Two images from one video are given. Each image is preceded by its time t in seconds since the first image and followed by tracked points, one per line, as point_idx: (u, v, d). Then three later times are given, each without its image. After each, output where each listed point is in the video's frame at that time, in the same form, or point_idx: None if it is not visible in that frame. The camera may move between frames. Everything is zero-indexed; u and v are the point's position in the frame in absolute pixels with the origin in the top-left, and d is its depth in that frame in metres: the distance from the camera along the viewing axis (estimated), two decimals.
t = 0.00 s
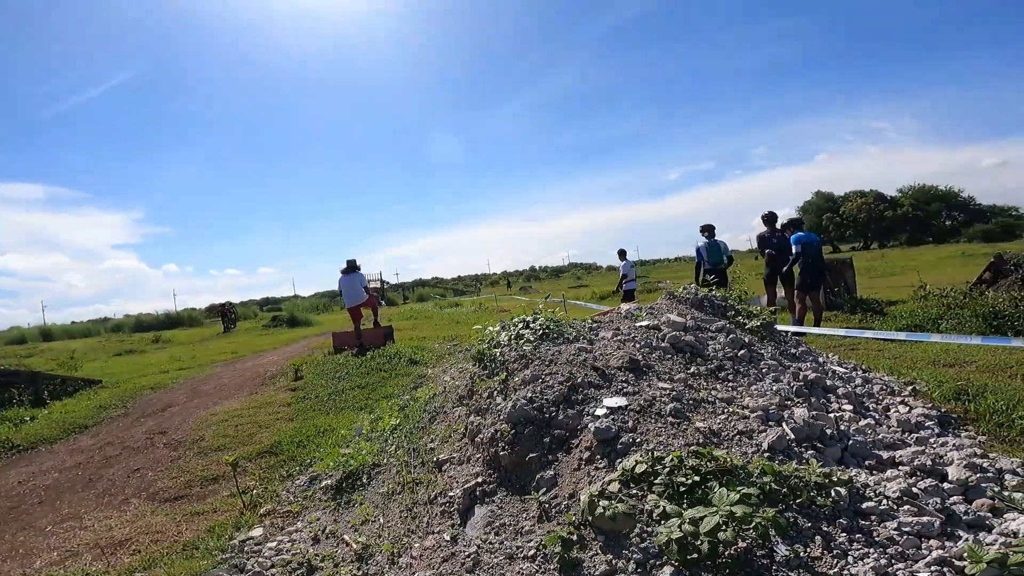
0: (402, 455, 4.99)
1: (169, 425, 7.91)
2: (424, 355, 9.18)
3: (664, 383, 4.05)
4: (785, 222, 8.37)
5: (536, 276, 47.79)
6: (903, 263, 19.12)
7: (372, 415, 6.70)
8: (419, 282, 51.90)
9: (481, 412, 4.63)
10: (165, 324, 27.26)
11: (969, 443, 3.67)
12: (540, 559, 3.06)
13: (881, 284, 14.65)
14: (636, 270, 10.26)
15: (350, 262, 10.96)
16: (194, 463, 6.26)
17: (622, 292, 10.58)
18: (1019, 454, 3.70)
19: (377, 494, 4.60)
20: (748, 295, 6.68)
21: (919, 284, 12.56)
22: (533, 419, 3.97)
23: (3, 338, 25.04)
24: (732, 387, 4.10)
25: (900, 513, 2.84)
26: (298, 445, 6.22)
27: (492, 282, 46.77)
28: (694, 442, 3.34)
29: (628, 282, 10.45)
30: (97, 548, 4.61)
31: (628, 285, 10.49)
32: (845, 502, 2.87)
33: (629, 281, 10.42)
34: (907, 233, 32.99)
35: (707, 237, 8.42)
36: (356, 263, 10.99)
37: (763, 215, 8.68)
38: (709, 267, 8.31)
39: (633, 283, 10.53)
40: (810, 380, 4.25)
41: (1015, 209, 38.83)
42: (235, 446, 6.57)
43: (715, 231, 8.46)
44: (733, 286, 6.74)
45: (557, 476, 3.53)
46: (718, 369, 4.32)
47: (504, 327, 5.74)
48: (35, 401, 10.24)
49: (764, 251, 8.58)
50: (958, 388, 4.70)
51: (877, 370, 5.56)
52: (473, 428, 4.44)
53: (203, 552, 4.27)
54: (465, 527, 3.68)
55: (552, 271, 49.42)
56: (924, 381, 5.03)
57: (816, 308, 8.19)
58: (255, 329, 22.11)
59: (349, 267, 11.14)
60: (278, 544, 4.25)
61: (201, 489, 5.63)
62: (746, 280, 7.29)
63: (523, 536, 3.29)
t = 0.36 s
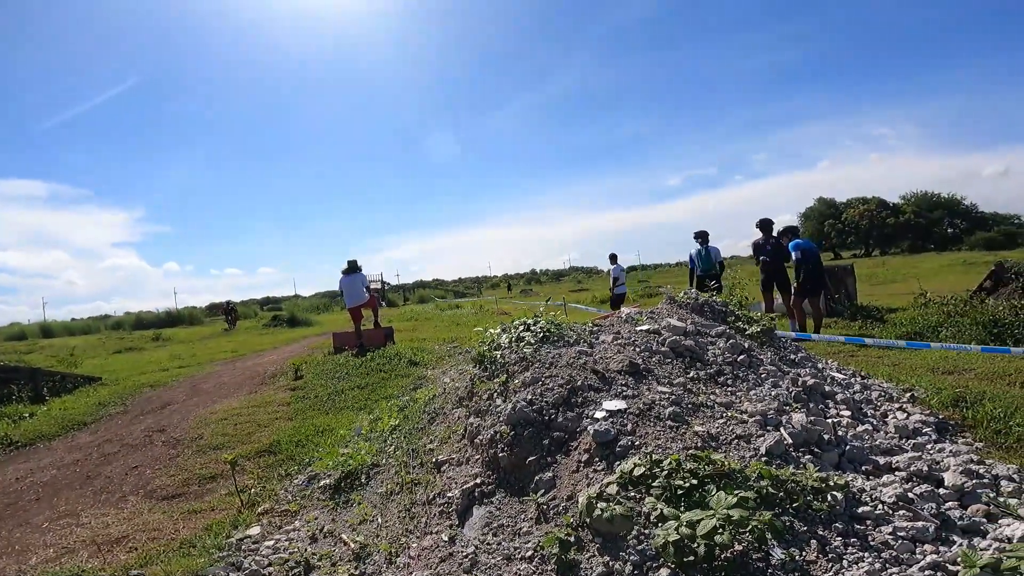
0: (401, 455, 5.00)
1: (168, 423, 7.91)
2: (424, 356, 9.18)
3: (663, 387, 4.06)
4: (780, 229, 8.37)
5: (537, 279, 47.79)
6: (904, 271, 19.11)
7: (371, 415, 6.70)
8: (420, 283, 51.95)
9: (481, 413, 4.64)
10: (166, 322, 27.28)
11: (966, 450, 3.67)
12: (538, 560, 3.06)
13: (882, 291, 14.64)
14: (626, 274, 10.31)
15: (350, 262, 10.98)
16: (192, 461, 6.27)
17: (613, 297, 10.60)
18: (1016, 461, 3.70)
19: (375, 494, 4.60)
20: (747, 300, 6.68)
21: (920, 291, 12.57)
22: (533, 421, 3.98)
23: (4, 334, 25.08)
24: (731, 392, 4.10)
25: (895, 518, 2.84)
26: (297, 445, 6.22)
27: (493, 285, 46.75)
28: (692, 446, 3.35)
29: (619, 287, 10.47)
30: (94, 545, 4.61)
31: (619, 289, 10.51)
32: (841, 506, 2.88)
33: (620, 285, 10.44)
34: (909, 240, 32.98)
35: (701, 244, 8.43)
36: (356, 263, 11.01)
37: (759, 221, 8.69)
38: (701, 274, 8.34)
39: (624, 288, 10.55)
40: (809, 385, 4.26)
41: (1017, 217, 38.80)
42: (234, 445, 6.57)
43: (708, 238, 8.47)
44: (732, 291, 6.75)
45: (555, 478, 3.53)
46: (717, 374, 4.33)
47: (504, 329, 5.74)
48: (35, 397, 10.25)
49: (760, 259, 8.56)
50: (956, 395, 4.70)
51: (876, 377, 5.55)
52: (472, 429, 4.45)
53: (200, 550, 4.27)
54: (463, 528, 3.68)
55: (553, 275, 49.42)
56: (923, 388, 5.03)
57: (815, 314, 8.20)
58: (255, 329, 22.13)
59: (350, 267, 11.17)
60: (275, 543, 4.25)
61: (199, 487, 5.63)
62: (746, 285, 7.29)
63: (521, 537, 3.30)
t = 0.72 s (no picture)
0: (394, 456, 4.99)
1: (160, 421, 7.88)
2: (419, 357, 9.18)
3: (656, 391, 4.07)
4: (772, 235, 8.41)
5: (534, 282, 47.81)
6: (899, 278, 19.19)
7: (365, 416, 6.70)
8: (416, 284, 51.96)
9: (475, 415, 4.64)
10: (161, 320, 27.20)
11: (954, 456, 3.69)
12: (528, 562, 3.06)
13: (877, 298, 14.70)
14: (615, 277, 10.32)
15: (345, 262, 10.98)
16: (184, 460, 6.24)
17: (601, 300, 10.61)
18: (1004, 468, 3.73)
19: (368, 494, 4.59)
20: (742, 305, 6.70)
21: (915, 299, 12.62)
22: (526, 423, 3.98)
23: None
24: (723, 396, 4.12)
25: (883, 523, 2.86)
26: (290, 444, 6.21)
27: (489, 287, 46.74)
28: (684, 450, 3.37)
29: (608, 290, 10.49)
30: (82, 542, 4.59)
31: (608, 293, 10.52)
32: (830, 511, 2.90)
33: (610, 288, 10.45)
34: (904, 248, 33.13)
35: (690, 250, 8.45)
36: (351, 263, 10.99)
37: (752, 228, 8.73)
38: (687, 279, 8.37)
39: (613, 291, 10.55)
40: (800, 391, 4.27)
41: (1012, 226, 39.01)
42: (226, 444, 6.55)
43: (698, 244, 8.50)
44: (726, 297, 6.78)
45: (547, 480, 3.54)
46: (710, 379, 4.34)
47: (499, 332, 5.75)
48: (26, 393, 10.20)
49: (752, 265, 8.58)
50: (947, 401, 4.73)
51: (868, 383, 5.58)
52: (465, 431, 4.45)
53: (189, 548, 4.25)
54: (455, 529, 3.68)
55: (549, 278, 49.48)
56: (914, 395, 5.06)
57: (806, 320, 8.23)
58: (250, 327, 22.06)
59: (346, 268, 11.17)
60: (266, 542, 4.23)
61: (190, 486, 5.60)
62: (741, 290, 7.31)
63: (512, 538, 3.30)
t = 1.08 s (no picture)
0: (389, 453, 4.99)
1: (154, 416, 7.87)
2: (415, 356, 9.18)
3: (652, 392, 4.08)
4: (768, 238, 8.42)
5: (531, 282, 47.83)
6: (896, 283, 19.26)
7: (360, 413, 6.70)
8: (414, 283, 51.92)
9: (470, 413, 4.64)
10: (157, 315, 27.14)
11: (946, 460, 3.72)
12: (522, 560, 3.07)
13: (873, 303, 14.74)
14: (605, 278, 10.34)
15: (342, 260, 10.96)
16: (178, 455, 6.23)
17: (591, 300, 10.60)
18: (995, 472, 3.75)
19: (362, 492, 4.59)
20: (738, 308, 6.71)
21: (911, 304, 12.69)
22: (521, 422, 3.99)
23: None
24: (718, 398, 4.13)
25: (873, 525, 2.88)
26: (285, 441, 6.21)
27: (487, 286, 46.76)
28: (678, 451, 3.38)
29: (597, 291, 10.48)
30: (73, 537, 4.58)
31: (598, 293, 10.51)
32: (821, 512, 2.91)
33: (597, 289, 10.44)
34: (901, 253, 33.24)
35: (683, 252, 8.46)
36: (350, 262, 10.96)
37: (747, 231, 8.74)
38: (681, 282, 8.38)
39: (604, 291, 10.54)
40: (795, 394, 4.29)
41: (1008, 232, 39.14)
42: (220, 440, 6.54)
43: (690, 247, 8.51)
44: (721, 299, 6.80)
45: (542, 479, 3.55)
46: (705, 381, 4.35)
47: (495, 331, 5.76)
48: (20, 387, 10.17)
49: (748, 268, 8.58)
50: (940, 405, 4.75)
51: (862, 387, 5.60)
52: (461, 429, 4.46)
53: (181, 544, 4.24)
54: (449, 527, 3.69)
55: (547, 278, 49.52)
56: (907, 399, 5.08)
57: (802, 323, 8.24)
58: (247, 323, 22.03)
59: (343, 266, 11.16)
60: (259, 538, 4.23)
61: (184, 481, 5.60)
62: (737, 293, 7.32)
63: (506, 537, 3.30)
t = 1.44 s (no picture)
0: (393, 453, 5.01)
1: (159, 413, 7.91)
2: (419, 356, 9.19)
3: (657, 394, 4.08)
4: (774, 242, 8.38)
5: (536, 282, 47.84)
6: (903, 288, 19.15)
7: (364, 412, 6.72)
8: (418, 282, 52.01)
9: (475, 413, 4.65)
10: (163, 312, 27.28)
11: (951, 464, 3.71)
12: (526, 561, 3.08)
13: (879, 308, 14.67)
14: (608, 279, 10.33)
15: (346, 258, 11.01)
16: (182, 453, 6.27)
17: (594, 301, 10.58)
18: (1000, 477, 3.74)
19: (366, 491, 4.61)
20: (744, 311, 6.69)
21: (917, 309, 12.64)
22: (527, 422, 3.99)
23: None
24: (723, 401, 4.12)
25: (878, 529, 2.88)
26: (289, 439, 6.23)
27: (491, 287, 46.76)
28: (683, 453, 3.38)
29: (600, 292, 10.45)
30: (77, 534, 4.61)
31: (600, 294, 10.49)
32: (826, 515, 2.91)
33: (598, 291, 10.42)
34: (907, 257, 33.06)
35: (688, 255, 8.46)
36: (352, 259, 11.01)
37: (752, 235, 8.72)
38: (685, 286, 8.37)
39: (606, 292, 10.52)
40: (800, 397, 4.28)
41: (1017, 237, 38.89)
42: (225, 438, 6.57)
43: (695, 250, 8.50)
44: (726, 303, 6.79)
45: (547, 480, 3.55)
46: (710, 384, 4.35)
47: (501, 331, 5.76)
48: (26, 383, 10.24)
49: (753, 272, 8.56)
50: (946, 410, 4.73)
51: (867, 391, 5.58)
52: (466, 429, 4.47)
53: (185, 541, 4.27)
54: (453, 527, 3.69)
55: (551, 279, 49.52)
56: (913, 403, 5.06)
57: (808, 327, 8.20)
58: (252, 321, 22.11)
59: (347, 265, 11.20)
60: (263, 536, 4.26)
61: (188, 479, 5.63)
62: (743, 297, 7.30)
63: (510, 537, 3.31)
